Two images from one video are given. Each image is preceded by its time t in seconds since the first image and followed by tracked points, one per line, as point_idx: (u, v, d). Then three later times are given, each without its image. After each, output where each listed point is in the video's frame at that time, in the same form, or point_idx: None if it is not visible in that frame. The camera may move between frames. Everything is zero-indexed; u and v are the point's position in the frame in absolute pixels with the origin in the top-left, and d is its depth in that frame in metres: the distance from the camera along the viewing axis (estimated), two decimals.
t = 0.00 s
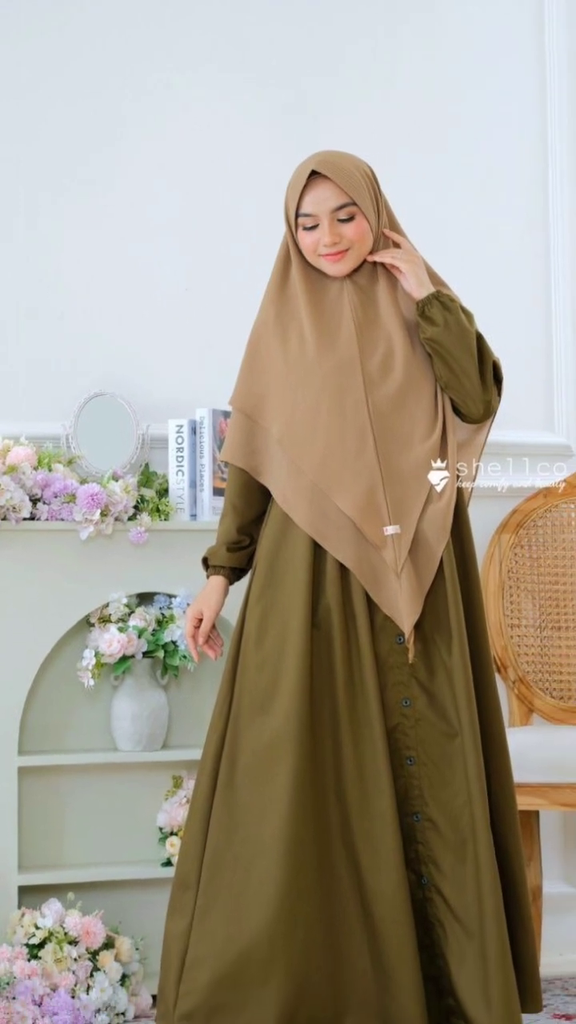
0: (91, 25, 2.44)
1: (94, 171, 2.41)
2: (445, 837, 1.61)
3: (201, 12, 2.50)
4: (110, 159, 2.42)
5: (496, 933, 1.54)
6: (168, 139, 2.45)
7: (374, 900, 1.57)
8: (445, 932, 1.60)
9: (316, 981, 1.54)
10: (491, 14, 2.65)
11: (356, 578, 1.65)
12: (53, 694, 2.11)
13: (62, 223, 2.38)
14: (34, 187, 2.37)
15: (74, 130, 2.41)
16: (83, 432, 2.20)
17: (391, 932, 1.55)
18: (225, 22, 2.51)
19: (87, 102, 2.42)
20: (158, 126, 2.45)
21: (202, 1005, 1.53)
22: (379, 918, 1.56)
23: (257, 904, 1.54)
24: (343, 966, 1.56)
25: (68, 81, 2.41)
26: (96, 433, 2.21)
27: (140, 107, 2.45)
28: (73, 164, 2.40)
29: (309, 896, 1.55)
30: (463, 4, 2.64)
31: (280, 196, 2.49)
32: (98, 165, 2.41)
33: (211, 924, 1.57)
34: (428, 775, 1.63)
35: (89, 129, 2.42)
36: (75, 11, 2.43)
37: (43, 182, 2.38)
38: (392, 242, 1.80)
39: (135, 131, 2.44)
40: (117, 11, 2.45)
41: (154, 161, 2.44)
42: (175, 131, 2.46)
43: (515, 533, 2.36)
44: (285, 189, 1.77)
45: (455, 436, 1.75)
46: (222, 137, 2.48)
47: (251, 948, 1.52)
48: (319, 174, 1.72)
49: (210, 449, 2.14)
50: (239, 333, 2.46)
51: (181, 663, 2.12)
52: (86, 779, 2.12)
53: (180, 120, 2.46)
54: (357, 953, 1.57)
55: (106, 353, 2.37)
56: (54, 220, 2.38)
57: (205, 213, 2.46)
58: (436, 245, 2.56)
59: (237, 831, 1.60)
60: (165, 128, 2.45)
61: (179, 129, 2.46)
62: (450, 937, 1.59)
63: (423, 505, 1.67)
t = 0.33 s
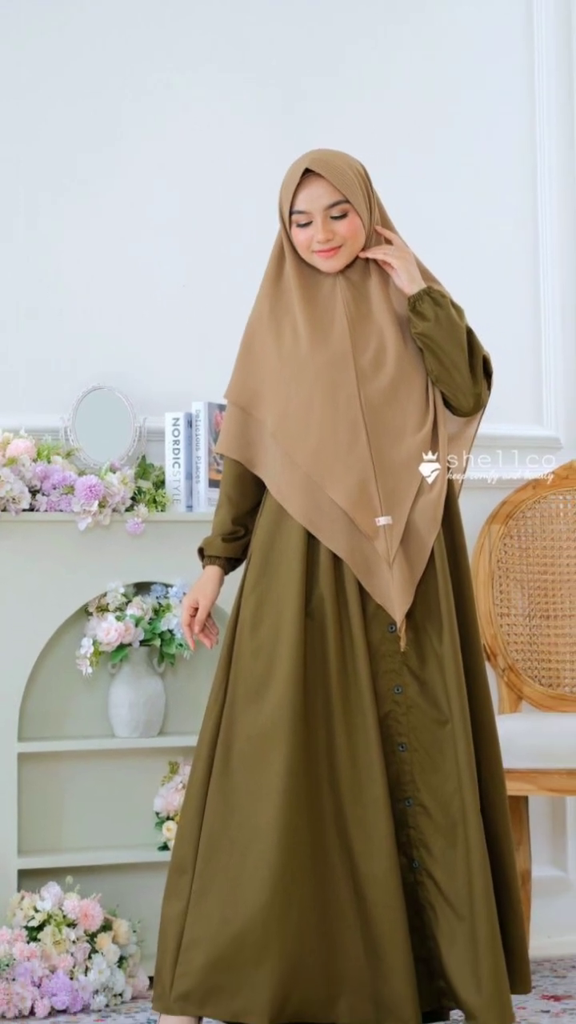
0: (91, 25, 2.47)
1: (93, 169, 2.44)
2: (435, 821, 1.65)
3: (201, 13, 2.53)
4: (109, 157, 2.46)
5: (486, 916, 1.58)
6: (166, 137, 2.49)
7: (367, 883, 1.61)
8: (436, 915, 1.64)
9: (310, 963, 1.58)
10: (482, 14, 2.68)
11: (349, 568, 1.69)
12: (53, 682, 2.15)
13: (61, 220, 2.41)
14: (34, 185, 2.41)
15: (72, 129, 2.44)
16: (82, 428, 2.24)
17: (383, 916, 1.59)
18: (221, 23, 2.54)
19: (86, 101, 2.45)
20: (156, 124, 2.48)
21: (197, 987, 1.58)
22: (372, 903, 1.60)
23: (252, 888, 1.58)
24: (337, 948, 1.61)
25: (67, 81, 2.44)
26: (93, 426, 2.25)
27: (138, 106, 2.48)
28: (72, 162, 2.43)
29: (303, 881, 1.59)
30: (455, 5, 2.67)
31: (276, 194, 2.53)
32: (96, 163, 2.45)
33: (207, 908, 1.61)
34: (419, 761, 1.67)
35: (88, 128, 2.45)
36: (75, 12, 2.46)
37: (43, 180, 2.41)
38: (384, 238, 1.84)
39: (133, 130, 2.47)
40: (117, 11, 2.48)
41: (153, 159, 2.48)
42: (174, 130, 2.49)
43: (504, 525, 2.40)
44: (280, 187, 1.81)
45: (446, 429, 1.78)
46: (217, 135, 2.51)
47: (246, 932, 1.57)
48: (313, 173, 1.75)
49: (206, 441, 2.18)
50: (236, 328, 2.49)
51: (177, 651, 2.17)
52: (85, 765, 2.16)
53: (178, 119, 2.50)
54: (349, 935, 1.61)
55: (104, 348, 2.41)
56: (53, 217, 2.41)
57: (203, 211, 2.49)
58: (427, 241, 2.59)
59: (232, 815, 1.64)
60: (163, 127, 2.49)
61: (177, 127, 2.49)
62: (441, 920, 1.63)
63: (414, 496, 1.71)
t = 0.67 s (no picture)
0: (89, 26, 2.50)
1: (90, 167, 2.48)
2: (427, 807, 1.70)
3: (196, 13, 2.56)
4: (106, 156, 2.49)
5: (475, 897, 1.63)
6: (162, 136, 2.52)
7: (360, 867, 1.65)
8: (427, 899, 1.69)
9: (303, 947, 1.63)
10: (472, 14, 2.71)
11: (342, 559, 1.73)
12: (52, 669, 2.19)
13: (59, 217, 2.45)
14: (32, 182, 2.44)
15: (71, 127, 2.47)
16: (81, 421, 2.28)
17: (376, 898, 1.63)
18: (216, 23, 2.57)
19: (83, 101, 2.49)
20: (152, 124, 2.52)
21: (193, 970, 1.62)
22: (365, 886, 1.65)
23: (248, 872, 1.62)
24: (330, 930, 1.65)
25: (65, 81, 2.48)
26: (92, 419, 2.29)
27: (135, 105, 2.51)
28: (70, 160, 2.47)
29: (296, 867, 1.63)
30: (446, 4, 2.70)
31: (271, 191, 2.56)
32: (93, 161, 2.48)
33: (203, 892, 1.65)
34: (411, 747, 1.71)
35: (86, 127, 2.48)
36: (72, 13, 2.49)
37: (41, 177, 2.45)
38: (376, 235, 1.87)
39: (130, 129, 2.51)
40: (114, 12, 2.52)
41: (150, 158, 2.51)
42: (170, 128, 2.53)
43: (494, 516, 2.44)
44: (274, 185, 1.85)
45: (437, 422, 1.82)
46: (211, 132, 2.55)
47: (242, 915, 1.61)
48: (306, 171, 1.79)
49: (202, 434, 2.21)
50: (231, 323, 2.52)
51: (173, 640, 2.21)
52: (83, 751, 2.20)
53: (173, 118, 2.53)
54: (341, 917, 1.66)
55: (102, 343, 2.44)
56: (51, 214, 2.45)
57: (196, 208, 2.53)
58: (418, 236, 2.63)
59: (227, 800, 1.67)
60: (160, 126, 2.52)
61: (173, 126, 2.53)
62: (432, 903, 1.68)
63: (406, 488, 1.76)
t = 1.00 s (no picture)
0: (83, 26, 2.53)
1: (86, 165, 2.51)
2: (418, 793, 1.74)
3: (188, 13, 2.59)
4: (101, 153, 2.52)
5: (466, 878, 1.67)
6: (157, 134, 2.55)
7: (354, 851, 1.70)
8: (418, 881, 1.73)
9: (297, 929, 1.67)
10: (461, 14, 2.74)
11: (335, 549, 1.77)
12: (50, 658, 2.23)
13: (57, 214, 2.48)
14: (29, 180, 2.47)
15: (67, 126, 2.50)
16: (79, 414, 2.31)
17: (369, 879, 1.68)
18: (209, 23, 2.60)
19: (78, 100, 2.51)
20: (146, 122, 2.55)
21: (190, 952, 1.65)
22: (357, 869, 1.69)
23: (244, 856, 1.66)
24: (323, 912, 1.70)
25: (61, 80, 2.50)
26: (90, 412, 2.32)
27: (130, 103, 2.54)
28: (66, 158, 2.50)
29: (290, 850, 1.67)
30: (436, 4, 2.73)
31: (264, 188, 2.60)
32: (89, 159, 2.51)
33: (199, 876, 1.68)
34: (403, 734, 1.76)
35: (82, 125, 2.51)
36: (66, 13, 2.52)
37: (38, 175, 2.48)
38: (369, 232, 1.91)
39: (126, 128, 2.54)
40: (108, 12, 2.54)
41: (145, 156, 2.54)
42: (164, 126, 2.56)
43: (485, 508, 2.49)
44: (269, 183, 1.88)
45: (428, 415, 1.86)
46: (205, 130, 2.58)
47: (238, 897, 1.65)
48: (300, 169, 1.83)
49: (198, 428, 2.24)
50: (225, 318, 2.56)
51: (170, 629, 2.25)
52: (81, 738, 2.24)
53: (167, 116, 2.56)
54: (334, 899, 1.70)
55: (98, 338, 2.48)
56: (49, 212, 2.48)
57: (191, 204, 2.56)
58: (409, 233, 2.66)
59: (223, 786, 1.71)
60: (154, 124, 2.55)
61: (167, 124, 2.56)
62: (423, 886, 1.72)
63: (398, 480, 1.80)
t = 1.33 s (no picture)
0: (81, 27, 2.56)
1: (84, 163, 2.54)
2: (410, 779, 1.78)
3: (185, 13, 2.62)
4: (99, 152, 2.55)
5: (456, 861, 1.72)
6: (154, 133, 2.59)
7: (347, 836, 1.74)
8: (410, 866, 1.77)
9: (291, 912, 1.71)
10: (452, 15, 2.77)
11: (329, 541, 1.81)
12: (49, 649, 2.27)
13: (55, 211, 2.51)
14: (28, 178, 2.50)
15: (65, 125, 2.54)
16: (78, 407, 2.35)
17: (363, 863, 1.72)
18: (203, 25, 2.63)
19: (77, 99, 2.55)
20: (144, 121, 2.58)
21: (185, 936, 1.69)
22: (350, 854, 1.73)
23: (240, 841, 1.70)
24: (316, 896, 1.74)
25: (59, 80, 2.54)
26: (89, 405, 2.36)
27: (127, 102, 2.58)
28: (64, 156, 2.53)
29: (285, 836, 1.72)
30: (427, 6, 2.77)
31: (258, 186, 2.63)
32: (87, 158, 2.54)
33: (195, 861, 1.72)
34: (396, 722, 1.80)
35: (80, 125, 2.55)
36: (65, 14, 2.55)
37: (37, 173, 2.51)
38: (361, 229, 1.95)
39: (123, 126, 2.57)
40: (105, 13, 2.58)
41: (142, 154, 2.58)
42: (160, 125, 2.59)
43: (475, 499, 2.53)
44: (263, 181, 1.92)
45: (420, 409, 1.90)
46: (201, 128, 2.61)
47: (234, 881, 1.69)
48: (294, 167, 1.86)
49: (194, 421, 2.29)
50: (220, 314, 2.59)
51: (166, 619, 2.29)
52: (80, 725, 2.29)
53: (165, 114, 2.60)
54: (327, 884, 1.74)
55: (96, 333, 2.51)
56: (47, 209, 2.51)
57: (187, 202, 2.59)
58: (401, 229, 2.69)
59: (218, 772, 1.75)
60: (151, 123, 2.59)
61: (164, 123, 2.59)
62: (415, 871, 1.77)
63: (391, 473, 1.84)
